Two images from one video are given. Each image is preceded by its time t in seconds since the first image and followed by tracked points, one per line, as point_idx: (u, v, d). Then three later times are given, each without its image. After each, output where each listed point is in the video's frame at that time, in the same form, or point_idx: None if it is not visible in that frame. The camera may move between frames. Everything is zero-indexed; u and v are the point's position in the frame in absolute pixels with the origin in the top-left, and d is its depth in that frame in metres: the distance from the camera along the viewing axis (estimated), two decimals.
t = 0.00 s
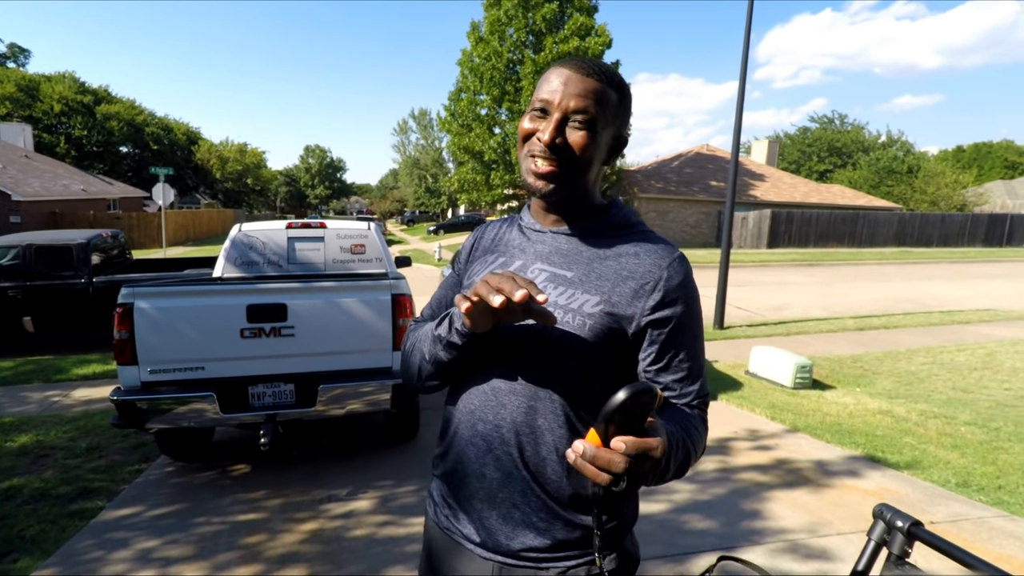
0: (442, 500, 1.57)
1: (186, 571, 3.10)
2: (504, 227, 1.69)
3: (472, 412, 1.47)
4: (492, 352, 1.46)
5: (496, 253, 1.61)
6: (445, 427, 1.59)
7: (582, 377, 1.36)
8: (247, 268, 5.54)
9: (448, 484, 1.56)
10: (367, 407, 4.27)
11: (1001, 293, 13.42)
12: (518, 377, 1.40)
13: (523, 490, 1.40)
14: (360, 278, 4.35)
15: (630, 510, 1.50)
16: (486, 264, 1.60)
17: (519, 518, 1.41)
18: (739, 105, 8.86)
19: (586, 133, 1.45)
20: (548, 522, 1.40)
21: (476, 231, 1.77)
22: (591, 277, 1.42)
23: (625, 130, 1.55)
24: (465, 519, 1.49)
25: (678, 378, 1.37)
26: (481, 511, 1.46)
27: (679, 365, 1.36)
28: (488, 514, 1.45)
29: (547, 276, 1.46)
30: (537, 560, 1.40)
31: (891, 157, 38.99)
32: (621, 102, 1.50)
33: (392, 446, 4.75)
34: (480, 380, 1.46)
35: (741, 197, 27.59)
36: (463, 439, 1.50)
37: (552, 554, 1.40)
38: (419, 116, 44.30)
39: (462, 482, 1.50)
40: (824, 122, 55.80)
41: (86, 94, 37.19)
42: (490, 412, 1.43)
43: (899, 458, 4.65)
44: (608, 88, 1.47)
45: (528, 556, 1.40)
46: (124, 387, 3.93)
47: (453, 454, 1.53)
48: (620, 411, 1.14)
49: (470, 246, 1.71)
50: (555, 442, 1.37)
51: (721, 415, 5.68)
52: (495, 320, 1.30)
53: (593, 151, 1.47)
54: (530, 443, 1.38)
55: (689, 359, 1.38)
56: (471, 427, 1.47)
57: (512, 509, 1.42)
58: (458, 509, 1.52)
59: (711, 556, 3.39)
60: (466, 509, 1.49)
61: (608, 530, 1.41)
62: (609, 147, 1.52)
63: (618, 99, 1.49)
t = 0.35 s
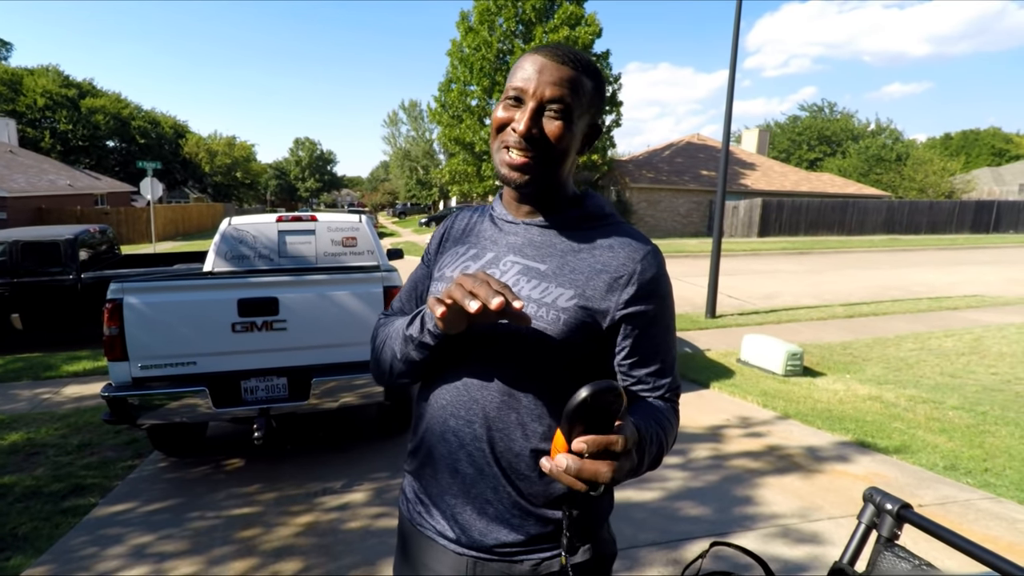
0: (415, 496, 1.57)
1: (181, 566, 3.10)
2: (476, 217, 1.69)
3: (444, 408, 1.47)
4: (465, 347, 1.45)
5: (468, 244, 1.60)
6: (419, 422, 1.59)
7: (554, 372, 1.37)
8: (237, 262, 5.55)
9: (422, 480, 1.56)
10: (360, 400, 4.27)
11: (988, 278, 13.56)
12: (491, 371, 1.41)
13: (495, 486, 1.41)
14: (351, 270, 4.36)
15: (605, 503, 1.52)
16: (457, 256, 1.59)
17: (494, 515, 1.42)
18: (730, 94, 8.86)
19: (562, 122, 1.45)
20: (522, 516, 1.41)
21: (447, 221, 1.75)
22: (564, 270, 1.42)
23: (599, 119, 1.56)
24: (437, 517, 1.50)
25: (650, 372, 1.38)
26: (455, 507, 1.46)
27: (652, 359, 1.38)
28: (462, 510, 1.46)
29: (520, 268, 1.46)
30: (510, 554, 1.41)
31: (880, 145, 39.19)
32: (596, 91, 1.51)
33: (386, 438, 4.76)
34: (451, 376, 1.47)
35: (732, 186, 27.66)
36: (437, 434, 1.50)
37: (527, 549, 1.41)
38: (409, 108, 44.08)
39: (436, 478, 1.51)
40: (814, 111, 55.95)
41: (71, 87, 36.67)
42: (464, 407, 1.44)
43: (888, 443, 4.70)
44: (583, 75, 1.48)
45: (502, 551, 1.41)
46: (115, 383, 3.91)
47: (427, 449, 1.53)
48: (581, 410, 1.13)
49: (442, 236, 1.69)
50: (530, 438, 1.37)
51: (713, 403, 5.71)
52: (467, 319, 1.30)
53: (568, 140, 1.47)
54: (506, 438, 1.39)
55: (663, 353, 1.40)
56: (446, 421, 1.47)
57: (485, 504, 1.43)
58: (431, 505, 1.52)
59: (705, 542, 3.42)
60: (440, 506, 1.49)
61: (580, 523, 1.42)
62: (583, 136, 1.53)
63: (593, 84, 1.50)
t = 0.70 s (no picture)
0: (405, 498, 1.57)
1: (177, 567, 3.08)
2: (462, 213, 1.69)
3: (430, 408, 1.48)
4: (448, 348, 1.45)
5: (453, 242, 1.60)
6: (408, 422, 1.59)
7: (541, 369, 1.37)
8: (233, 262, 5.55)
9: (412, 481, 1.56)
10: (357, 400, 4.27)
11: (981, 279, 13.66)
12: (476, 371, 1.41)
13: (482, 485, 1.41)
14: (347, 270, 4.34)
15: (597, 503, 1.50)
16: (441, 254, 1.59)
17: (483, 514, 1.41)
18: (726, 95, 8.89)
19: (544, 118, 1.45)
20: (511, 516, 1.40)
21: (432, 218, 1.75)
22: (548, 269, 1.42)
23: (583, 116, 1.57)
24: (427, 517, 1.49)
25: (638, 370, 1.37)
26: (444, 507, 1.46)
27: (636, 358, 1.37)
28: (452, 510, 1.45)
29: (503, 268, 1.46)
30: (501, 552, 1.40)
31: (874, 147, 39.40)
32: (577, 86, 1.51)
33: (383, 438, 4.75)
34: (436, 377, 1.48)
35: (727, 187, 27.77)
36: (424, 435, 1.50)
37: (516, 547, 1.41)
38: (406, 107, 44.04)
39: (426, 477, 1.50)
40: (809, 112, 56.18)
41: (65, 85, 36.52)
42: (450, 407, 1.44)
43: (883, 443, 4.72)
44: (565, 70, 1.48)
45: (493, 550, 1.41)
46: (110, 382, 3.89)
47: (416, 447, 1.53)
48: (552, 408, 1.15)
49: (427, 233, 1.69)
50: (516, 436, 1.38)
51: (709, 403, 5.73)
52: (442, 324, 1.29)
53: (550, 137, 1.47)
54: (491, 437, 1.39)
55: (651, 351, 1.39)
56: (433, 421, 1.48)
57: (474, 503, 1.43)
58: (421, 503, 1.52)
59: (701, 542, 3.43)
60: (429, 505, 1.49)
61: (571, 523, 1.41)
62: (567, 133, 1.54)
63: (577, 83, 1.51)
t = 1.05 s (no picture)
0: (428, 488, 1.56)
1: (177, 566, 3.08)
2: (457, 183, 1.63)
3: (454, 394, 1.46)
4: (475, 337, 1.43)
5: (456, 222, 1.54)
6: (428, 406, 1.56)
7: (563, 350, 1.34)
8: (231, 261, 5.54)
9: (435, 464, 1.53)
10: (356, 398, 4.27)
11: (978, 275, 13.70)
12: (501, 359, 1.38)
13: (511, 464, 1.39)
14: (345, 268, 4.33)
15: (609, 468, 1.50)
16: (451, 239, 1.52)
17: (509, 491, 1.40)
18: (723, 92, 8.88)
19: (477, 133, 1.24)
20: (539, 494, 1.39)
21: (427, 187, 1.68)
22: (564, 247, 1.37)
23: (546, 103, 1.33)
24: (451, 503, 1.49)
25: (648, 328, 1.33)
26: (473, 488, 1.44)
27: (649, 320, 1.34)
28: (482, 490, 1.43)
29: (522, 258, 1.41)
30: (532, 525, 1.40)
31: (872, 143, 39.46)
32: (513, 82, 1.27)
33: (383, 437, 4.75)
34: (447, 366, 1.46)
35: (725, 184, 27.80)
36: (447, 418, 1.47)
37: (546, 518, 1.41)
38: (403, 106, 44.02)
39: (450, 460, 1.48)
40: (807, 109, 56.24)
41: (61, 84, 36.40)
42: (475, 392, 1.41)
43: (881, 439, 4.73)
44: (493, 72, 1.25)
45: (526, 523, 1.41)
46: (109, 382, 3.88)
47: (438, 431, 1.51)
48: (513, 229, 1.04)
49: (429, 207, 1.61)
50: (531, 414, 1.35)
51: (708, 400, 5.73)
52: (344, 160, 1.41)
53: (497, 149, 1.25)
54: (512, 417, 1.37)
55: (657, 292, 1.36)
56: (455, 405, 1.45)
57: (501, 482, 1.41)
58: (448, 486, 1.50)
59: (701, 538, 3.44)
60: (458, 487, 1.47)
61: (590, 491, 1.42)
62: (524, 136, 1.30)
63: (517, 78, 1.27)
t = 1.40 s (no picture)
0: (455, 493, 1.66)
1: (187, 568, 3.09)
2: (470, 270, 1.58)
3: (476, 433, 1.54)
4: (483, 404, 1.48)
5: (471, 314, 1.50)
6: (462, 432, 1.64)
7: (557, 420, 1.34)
8: (241, 265, 5.58)
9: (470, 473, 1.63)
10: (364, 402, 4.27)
11: (990, 279, 13.58)
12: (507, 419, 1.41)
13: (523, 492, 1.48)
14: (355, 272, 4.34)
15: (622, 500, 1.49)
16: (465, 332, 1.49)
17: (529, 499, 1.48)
18: (731, 95, 8.88)
19: (457, 256, 1.17)
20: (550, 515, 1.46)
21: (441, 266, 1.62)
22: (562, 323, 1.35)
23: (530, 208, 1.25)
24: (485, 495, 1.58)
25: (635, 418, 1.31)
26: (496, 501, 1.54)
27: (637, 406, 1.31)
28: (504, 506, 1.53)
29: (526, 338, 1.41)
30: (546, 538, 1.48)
31: (881, 146, 39.27)
32: (492, 193, 1.19)
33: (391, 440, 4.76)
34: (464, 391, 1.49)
35: (733, 187, 27.72)
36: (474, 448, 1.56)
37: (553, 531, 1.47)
38: (410, 110, 44.20)
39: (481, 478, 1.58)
40: (815, 112, 56.06)
41: (73, 90, 36.80)
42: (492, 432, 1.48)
43: (893, 445, 4.70)
44: (473, 185, 1.19)
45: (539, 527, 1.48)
46: (121, 385, 3.92)
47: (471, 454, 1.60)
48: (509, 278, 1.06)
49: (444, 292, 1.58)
50: (530, 445, 1.37)
51: (717, 404, 5.71)
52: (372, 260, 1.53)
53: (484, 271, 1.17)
54: (513, 445, 1.39)
55: (646, 387, 1.32)
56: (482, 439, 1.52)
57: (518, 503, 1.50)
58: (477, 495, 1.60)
59: (710, 544, 3.42)
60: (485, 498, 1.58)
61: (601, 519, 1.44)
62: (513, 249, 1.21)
63: (493, 197, 1.19)
